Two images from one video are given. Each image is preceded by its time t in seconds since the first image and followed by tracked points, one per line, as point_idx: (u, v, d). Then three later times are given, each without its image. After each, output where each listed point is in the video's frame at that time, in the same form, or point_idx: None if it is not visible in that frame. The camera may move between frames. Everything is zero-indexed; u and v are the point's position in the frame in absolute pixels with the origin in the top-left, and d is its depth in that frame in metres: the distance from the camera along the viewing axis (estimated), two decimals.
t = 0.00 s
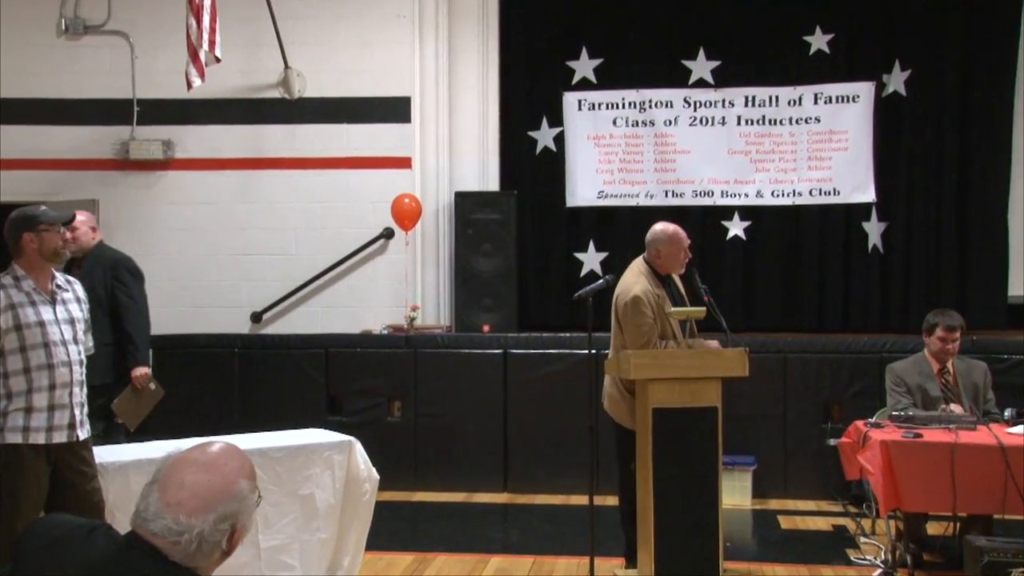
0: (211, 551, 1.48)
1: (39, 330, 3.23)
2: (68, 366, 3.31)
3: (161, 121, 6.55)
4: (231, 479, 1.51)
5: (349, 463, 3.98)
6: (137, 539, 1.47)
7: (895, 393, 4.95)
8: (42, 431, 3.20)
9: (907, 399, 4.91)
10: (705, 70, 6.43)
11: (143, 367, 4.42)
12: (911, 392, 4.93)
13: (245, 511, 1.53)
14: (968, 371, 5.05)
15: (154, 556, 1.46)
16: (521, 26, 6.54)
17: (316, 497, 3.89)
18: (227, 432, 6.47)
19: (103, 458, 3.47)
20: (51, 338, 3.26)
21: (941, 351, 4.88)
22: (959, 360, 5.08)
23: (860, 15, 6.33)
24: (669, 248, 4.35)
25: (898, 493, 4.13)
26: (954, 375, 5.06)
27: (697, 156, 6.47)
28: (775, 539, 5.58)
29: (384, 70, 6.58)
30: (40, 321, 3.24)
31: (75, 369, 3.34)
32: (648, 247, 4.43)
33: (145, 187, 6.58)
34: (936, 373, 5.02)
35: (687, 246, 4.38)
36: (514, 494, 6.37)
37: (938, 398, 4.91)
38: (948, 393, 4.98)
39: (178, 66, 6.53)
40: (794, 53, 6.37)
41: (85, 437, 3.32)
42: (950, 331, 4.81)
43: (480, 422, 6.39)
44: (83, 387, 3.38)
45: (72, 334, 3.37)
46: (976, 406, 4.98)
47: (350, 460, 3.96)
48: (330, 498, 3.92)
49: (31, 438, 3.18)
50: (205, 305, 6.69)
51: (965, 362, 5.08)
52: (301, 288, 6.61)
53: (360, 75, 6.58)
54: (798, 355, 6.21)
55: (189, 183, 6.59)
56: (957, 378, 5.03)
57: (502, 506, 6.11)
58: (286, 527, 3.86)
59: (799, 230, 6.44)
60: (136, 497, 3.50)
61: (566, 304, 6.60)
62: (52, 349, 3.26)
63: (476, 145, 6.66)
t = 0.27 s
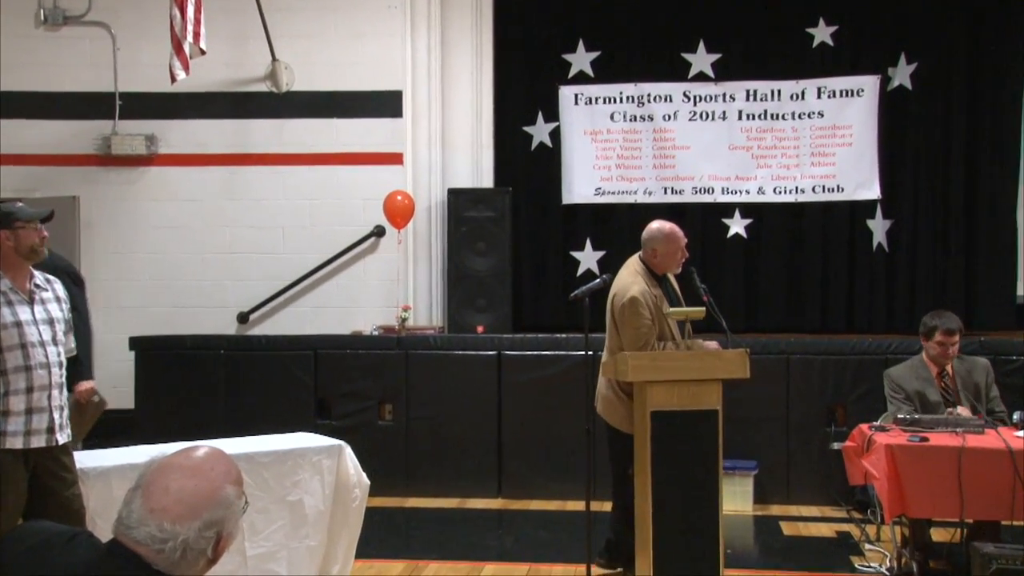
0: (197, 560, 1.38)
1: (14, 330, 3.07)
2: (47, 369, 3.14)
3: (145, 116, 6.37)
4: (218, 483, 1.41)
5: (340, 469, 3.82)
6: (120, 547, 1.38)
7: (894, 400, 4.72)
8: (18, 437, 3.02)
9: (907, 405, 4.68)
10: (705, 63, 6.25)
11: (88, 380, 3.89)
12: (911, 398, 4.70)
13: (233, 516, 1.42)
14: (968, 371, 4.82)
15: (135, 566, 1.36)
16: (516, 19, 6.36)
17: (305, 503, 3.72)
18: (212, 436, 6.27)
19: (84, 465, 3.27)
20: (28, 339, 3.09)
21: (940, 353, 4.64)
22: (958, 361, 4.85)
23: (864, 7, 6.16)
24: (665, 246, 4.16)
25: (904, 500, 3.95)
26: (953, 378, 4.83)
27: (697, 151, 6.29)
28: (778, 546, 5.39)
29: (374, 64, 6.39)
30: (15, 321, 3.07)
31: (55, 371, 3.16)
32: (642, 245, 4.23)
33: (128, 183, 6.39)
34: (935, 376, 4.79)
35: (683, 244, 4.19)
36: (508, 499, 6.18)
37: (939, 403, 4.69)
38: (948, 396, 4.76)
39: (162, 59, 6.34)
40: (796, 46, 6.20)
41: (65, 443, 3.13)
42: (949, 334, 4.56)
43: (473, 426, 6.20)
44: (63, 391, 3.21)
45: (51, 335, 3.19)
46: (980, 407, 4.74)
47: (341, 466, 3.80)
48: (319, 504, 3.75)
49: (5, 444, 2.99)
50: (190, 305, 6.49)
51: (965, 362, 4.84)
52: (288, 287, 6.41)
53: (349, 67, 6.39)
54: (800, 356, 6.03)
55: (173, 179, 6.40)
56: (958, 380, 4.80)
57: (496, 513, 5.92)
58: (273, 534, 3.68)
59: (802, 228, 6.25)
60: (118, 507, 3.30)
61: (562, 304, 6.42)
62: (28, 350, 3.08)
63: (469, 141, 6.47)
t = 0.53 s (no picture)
0: (172, 571, 1.30)
1: None
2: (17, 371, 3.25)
3: (120, 109, 6.16)
4: (196, 491, 1.34)
5: (319, 476, 3.69)
6: (91, 557, 1.30)
7: (890, 402, 4.56)
8: None
9: (903, 409, 4.51)
10: (699, 56, 6.08)
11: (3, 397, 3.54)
12: (908, 402, 4.53)
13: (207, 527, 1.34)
14: (970, 375, 4.59)
15: None
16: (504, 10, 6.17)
17: (285, 510, 3.59)
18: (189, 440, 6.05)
19: (54, 470, 3.09)
20: None
21: (941, 359, 4.38)
22: (960, 365, 4.61)
23: None
24: (654, 242, 3.99)
25: (902, 503, 3.80)
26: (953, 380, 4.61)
27: (690, 147, 6.11)
28: (773, 552, 5.22)
29: (358, 56, 6.20)
30: None
31: (25, 374, 3.27)
32: (632, 242, 4.06)
33: (103, 179, 6.19)
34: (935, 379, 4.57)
35: (673, 240, 4.01)
36: (496, 505, 5.99)
37: (937, 408, 4.48)
38: (948, 401, 4.53)
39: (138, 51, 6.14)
40: (791, 39, 6.03)
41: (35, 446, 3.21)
42: (951, 339, 4.30)
43: (459, 430, 6.01)
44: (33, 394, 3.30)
45: (21, 338, 3.30)
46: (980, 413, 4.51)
47: (321, 472, 3.67)
48: (300, 511, 3.63)
49: None
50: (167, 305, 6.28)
51: (967, 365, 4.61)
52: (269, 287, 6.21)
53: (332, 60, 6.20)
54: (796, 358, 5.86)
55: (149, 175, 6.19)
56: (958, 384, 4.57)
57: (483, 519, 5.73)
58: (252, 542, 3.53)
59: (798, 227, 6.09)
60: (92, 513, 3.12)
61: (551, 304, 6.23)
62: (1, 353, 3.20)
63: (456, 136, 6.28)
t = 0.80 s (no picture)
0: None
1: None
2: None
3: (85, 102, 5.95)
4: (165, 498, 1.37)
5: (294, 483, 3.48)
6: (61, 565, 1.34)
7: (884, 403, 4.39)
8: None
9: (896, 411, 4.34)
10: (684, 49, 5.92)
11: None
12: (902, 404, 4.36)
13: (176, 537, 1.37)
14: (968, 380, 4.37)
15: None
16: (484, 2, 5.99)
17: (258, 518, 3.36)
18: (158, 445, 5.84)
19: (15, 476, 2.82)
20: None
21: (939, 361, 4.20)
22: (959, 367, 4.39)
23: None
24: (635, 240, 3.81)
25: (892, 509, 3.65)
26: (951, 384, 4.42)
27: (675, 143, 5.94)
28: (762, 559, 5.05)
29: (333, 49, 6.00)
30: None
31: None
32: (613, 240, 3.89)
33: (68, 175, 5.97)
34: (931, 382, 4.37)
35: (655, 238, 3.84)
36: (476, 512, 5.80)
37: (931, 412, 4.31)
38: (943, 405, 4.34)
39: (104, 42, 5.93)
40: (778, 32, 5.88)
41: None
42: (952, 342, 4.12)
43: (438, 434, 5.82)
44: None
45: None
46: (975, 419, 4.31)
47: (296, 479, 3.46)
48: (274, 518, 3.39)
49: None
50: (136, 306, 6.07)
51: (965, 369, 4.40)
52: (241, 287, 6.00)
53: (306, 52, 6.00)
54: (785, 359, 5.69)
55: (117, 170, 5.98)
56: (956, 388, 4.36)
57: (463, 526, 5.54)
58: (222, 552, 3.30)
59: (786, 224, 5.93)
60: (56, 523, 2.87)
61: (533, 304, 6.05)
62: None
63: (435, 131, 6.09)
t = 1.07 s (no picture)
0: None
1: None
2: None
3: (53, 95, 5.75)
4: (134, 504, 1.29)
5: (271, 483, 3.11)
6: None
7: (884, 404, 4.24)
8: None
9: (896, 413, 4.19)
10: (673, 42, 5.76)
11: None
12: (903, 405, 4.21)
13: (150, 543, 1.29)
14: (973, 383, 4.21)
15: None
16: None
17: (233, 525, 3.01)
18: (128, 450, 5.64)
19: None
20: None
21: (945, 362, 4.06)
22: (965, 370, 4.23)
23: None
24: (621, 237, 3.64)
25: (886, 512, 3.64)
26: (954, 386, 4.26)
27: (663, 138, 5.78)
28: (753, 566, 4.88)
29: (310, 40, 5.81)
30: None
31: None
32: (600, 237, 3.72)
33: (35, 170, 5.77)
34: (936, 384, 4.21)
35: (642, 234, 3.66)
36: (459, 518, 5.62)
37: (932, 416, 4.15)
38: (946, 407, 4.18)
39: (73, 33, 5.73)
40: (768, 25, 5.73)
41: None
42: (960, 343, 3.97)
43: (420, 438, 5.63)
44: None
45: None
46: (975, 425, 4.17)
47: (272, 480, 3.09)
48: (249, 526, 3.04)
49: None
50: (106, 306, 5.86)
51: (970, 372, 4.24)
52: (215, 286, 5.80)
53: (283, 44, 5.81)
54: (776, 360, 5.53)
55: (86, 166, 5.79)
56: (961, 391, 4.20)
57: (445, 534, 5.35)
58: (196, 562, 2.96)
59: (777, 222, 5.77)
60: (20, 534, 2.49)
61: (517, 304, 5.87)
62: None
63: (416, 126, 5.91)
